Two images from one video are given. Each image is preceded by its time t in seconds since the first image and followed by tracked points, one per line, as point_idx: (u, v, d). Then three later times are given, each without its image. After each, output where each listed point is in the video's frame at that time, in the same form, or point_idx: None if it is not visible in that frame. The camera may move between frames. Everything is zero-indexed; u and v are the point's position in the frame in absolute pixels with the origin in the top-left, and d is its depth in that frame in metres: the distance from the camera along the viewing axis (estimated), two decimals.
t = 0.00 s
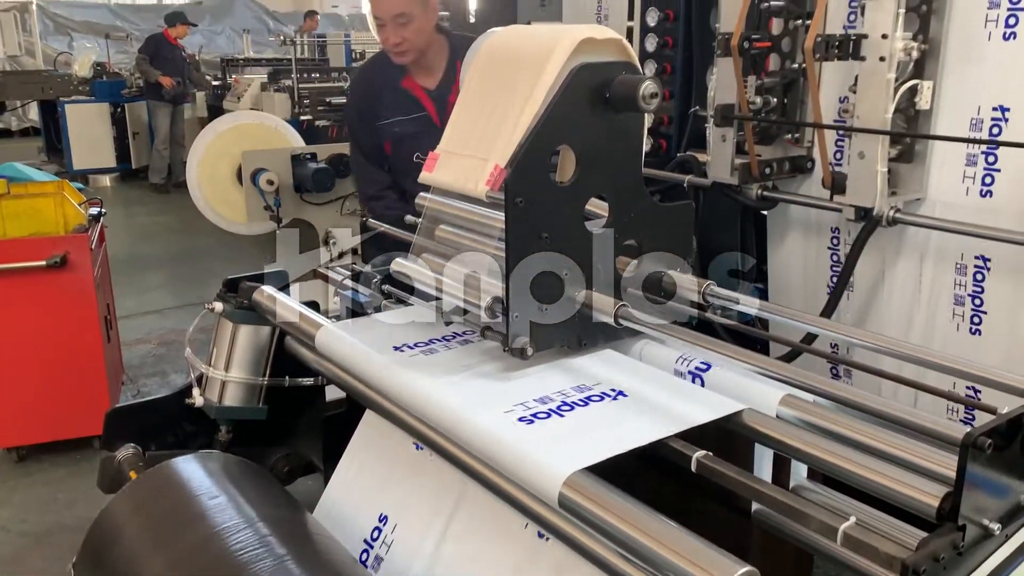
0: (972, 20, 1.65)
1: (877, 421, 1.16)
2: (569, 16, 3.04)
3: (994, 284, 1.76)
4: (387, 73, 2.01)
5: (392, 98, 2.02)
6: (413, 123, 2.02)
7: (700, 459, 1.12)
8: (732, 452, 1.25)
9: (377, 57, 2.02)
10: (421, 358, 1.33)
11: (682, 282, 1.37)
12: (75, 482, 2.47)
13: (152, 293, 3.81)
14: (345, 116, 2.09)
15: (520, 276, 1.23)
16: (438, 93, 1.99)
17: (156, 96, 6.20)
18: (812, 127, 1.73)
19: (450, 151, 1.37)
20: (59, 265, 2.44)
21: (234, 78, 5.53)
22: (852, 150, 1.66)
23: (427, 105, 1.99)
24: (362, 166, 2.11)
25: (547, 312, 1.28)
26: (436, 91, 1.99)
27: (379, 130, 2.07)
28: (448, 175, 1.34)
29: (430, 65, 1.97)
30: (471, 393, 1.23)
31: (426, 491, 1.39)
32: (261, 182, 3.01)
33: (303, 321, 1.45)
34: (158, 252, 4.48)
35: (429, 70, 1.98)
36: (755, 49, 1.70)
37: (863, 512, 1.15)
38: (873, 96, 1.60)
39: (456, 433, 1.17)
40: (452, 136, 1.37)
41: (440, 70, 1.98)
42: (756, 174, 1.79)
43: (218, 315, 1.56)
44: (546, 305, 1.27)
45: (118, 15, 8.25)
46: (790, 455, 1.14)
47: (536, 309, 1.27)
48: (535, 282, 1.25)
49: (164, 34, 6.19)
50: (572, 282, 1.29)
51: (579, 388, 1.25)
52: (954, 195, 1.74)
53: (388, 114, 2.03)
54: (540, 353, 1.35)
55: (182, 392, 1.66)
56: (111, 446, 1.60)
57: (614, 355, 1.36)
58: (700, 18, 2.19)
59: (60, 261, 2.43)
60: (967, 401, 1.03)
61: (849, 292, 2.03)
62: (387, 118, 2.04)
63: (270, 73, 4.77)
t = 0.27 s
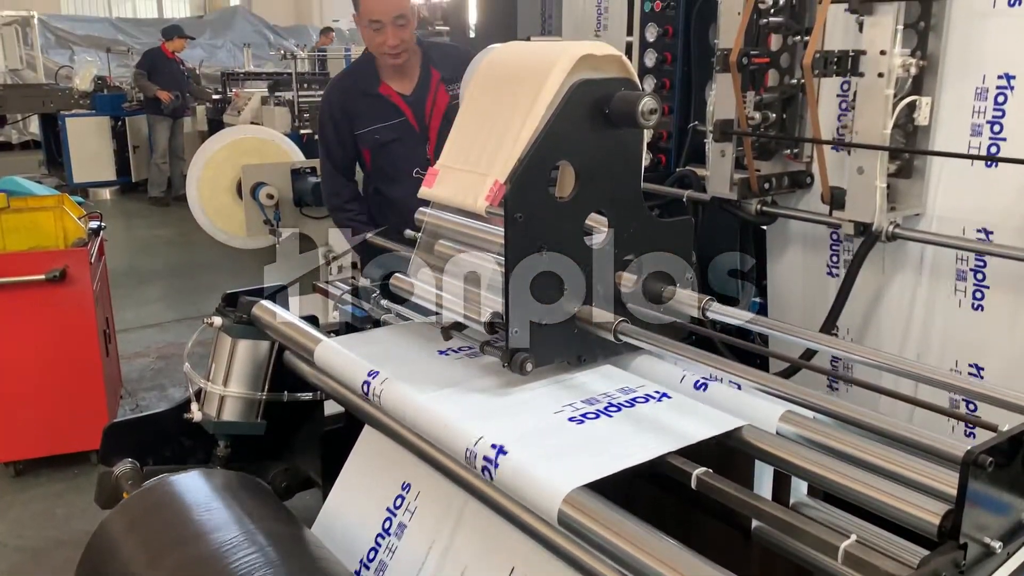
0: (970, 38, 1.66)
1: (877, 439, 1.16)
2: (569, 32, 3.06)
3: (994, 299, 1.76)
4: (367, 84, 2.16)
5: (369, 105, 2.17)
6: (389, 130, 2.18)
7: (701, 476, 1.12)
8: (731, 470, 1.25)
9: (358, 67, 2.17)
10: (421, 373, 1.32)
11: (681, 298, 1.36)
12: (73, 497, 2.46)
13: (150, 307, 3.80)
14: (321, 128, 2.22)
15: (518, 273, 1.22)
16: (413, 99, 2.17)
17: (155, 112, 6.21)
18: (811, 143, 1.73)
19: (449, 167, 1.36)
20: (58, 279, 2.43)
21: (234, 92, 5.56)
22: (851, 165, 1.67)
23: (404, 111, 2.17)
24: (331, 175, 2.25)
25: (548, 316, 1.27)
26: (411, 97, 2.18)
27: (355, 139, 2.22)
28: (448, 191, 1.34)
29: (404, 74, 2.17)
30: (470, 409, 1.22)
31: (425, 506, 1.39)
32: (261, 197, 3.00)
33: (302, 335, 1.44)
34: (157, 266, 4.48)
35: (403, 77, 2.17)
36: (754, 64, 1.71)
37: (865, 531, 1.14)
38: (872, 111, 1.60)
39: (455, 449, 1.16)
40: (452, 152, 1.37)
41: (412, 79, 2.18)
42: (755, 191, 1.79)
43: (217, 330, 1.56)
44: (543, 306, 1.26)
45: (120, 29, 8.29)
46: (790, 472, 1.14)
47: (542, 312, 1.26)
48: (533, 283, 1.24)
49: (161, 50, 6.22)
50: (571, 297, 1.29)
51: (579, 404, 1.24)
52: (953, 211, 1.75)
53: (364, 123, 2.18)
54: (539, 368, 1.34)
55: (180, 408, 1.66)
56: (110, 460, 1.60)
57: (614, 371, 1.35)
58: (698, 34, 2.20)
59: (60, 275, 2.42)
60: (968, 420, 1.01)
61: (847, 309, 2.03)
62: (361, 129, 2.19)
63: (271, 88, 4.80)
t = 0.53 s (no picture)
0: (965, 53, 1.66)
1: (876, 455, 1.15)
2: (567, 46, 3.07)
3: (992, 313, 1.75)
4: (382, 92, 2.18)
5: (386, 112, 2.18)
6: (406, 135, 2.19)
7: (699, 492, 1.11)
8: (729, 485, 1.24)
9: (372, 74, 2.19)
10: (419, 388, 1.32)
11: (679, 312, 1.36)
12: (69, 511, 2.45)
13: (148, 319, 3.80)
14: (338, 135, 2.24)
15: (514, 276, 1.22)
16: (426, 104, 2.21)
17: (150, 123, 6.23)
18: (808, 157, 1.74)
19: (447, 182, 1.37)
20: (56, 292, 2.43)
21: (233, 104, 5.57)
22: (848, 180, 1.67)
23: (420, 115, 2.19)
24: (348, 182, 2.27)
25: (546, 314, 1.26)
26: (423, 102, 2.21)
27: (370, 144, 2.24)
28: (446, 206, 1.34)
29: (418, 80, 2.20)
30: (467, 424, 1.21)
31: (423, 521, 1.38)
32: (260, 210, 2.99)
33: (299, 349, 1.44)
34: (155, 278, 4.48)
35: (417, 82, 2.20)
36: (750, 79, 1.73)
37: (865, 548, 1.13)
38: (870, 126, 1.60)
39: (452, 464, 1.15)
40: (450, 166, 1.37)
41: (423, 85, 2.22)
42: (752, 205, 1.79)
43: (215, 343, 1.56)
44: (543, 305, 1.26)
45: (119, 41, 8.31)
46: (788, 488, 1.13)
47: (542, 310, 1.26)
48: (533, 281, 1.24)
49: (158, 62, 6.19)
50: (568, 312, 1.29)
51: (577, 419, 1.24)
52: (950, 225, 1.75)
53: (381, 128, 2.19)
54: (537, 382, 1.34)
55: (176, 421, 1.65)
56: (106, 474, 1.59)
57: (612, 385, 1.35)
58: (695, 48, 2.21)
59: (57, 288, 2.42)
60: (967, 435, 1.00)
61: (845, 323, 2.03)
62: (380, 134, 2.20)
63: (269, 100, 4.81)
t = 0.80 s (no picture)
0: (958, 69, 1.67)
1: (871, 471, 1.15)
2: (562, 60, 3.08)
3: (986, 327, 1.76)
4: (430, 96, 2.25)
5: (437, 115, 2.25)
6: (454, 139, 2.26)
7: (695, 508, 1.11)
8: (725, 502, 1.24)
9: (416, 82, 2.27)
10: (414, 403, 1.32)
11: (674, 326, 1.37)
12: (62, 525, 2.43)
13: (142, 331, 3.79)
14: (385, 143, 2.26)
15: (511, 284, 1.22)
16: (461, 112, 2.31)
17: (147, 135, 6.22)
18: (803, 172, 1.74)
19: (443, 198, 1.37)
20: (51, 304, 2.43)
21: (230, 116, 5.58)
22: (843, 195, 1.68)
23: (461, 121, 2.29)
24: (395, 190, 2.25)
25: (546, 312, 1.26)
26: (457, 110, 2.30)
27: (416, 151, 2.26)
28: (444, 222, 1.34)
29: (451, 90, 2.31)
30: (463, 440, 1.21)
31: (418, 537, 1.38)
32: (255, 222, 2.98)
33: (294, 363, 1.44)
34: (150, 290, 4.47)
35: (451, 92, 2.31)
36: (745, 94, 1.71)
37: (861, 564, 1.13)
38: (864, 141, 1.61)
39: (447, 481, 1.15)
40: (445, 183, 1.37)
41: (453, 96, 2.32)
42: (747, 220, 1.80)
43: (209, 357, 1.56)
44: (546, 304, 1.26)
45: (117, 53, 8.32)
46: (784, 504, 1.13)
47: (545, 310, 1.26)
48: (534, 280, 1.24)
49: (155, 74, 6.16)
50: (564, 326, 1.29)
51: (573, 435, 1.24)
52: (944, 239, 1.76)
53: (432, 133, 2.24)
54: (533, 398, 1.34)
55: (170, 436, 1.65)
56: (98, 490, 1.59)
57: (608, 400, 1.35)
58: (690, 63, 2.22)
59: (52, 300, 2.42)
60: (962, 452, 1.00)
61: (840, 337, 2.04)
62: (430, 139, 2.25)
63: (266, 113, 4.82)
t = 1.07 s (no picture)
0: (949, 86, 1.69)
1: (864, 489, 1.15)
2: (557, 75, 3.10)
3: (978, 343, 1.77)
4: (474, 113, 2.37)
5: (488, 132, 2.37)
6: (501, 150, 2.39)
7: (688, 526, 1.10)
8: (719, 520, 1.24)
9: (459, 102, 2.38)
10: (408, 420, 1.32)
11: (667, 342, 1.37)
12: (54, 542, 2.42)
13: (136, 345, 3.78)
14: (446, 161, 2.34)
15: (512, 288, 1.22)
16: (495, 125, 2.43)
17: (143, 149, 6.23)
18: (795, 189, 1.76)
19: (435, 215, 1.37)
20: (44, 320, 2.42)
21: (225, 130, 5.59)
22: (835, 212, 1.69)
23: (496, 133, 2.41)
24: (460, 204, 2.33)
25: (547, 312, 1.27)
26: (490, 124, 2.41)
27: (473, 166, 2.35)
28: (435, 238, 1.35)
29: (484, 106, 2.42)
30: (456, 457, 1.21)
31: (411, 555, 1.37)
32: (250, 238, 2.97)
33: (288, 380, 1.44)
34: (144, 304, 4.46)
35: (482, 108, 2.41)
36: (738, 112, 1.73)
37: None
38: (856, 159, 1.62)
39: (441, 498, 1.15)
40: (438, 199, 1.38)
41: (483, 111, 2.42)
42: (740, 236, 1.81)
43: (203, 373, 1.56)
44: (547, 304, 1.27)
45: (112, 66, 8.33)
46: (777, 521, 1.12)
47: (547, 311, 1.27)
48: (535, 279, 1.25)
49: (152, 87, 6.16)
50: (558, 343, 1.29)
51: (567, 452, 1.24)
52: (935, 255, 1.77)
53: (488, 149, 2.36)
54: (527, 414, 1.34)
55: (163, 452, 1.65)
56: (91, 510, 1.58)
57: (602, 417, 1.35)
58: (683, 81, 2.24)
59: (45, 316, 2.41)
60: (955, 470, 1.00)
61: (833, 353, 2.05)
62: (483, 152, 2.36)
63: (261, 127, 4.84)
